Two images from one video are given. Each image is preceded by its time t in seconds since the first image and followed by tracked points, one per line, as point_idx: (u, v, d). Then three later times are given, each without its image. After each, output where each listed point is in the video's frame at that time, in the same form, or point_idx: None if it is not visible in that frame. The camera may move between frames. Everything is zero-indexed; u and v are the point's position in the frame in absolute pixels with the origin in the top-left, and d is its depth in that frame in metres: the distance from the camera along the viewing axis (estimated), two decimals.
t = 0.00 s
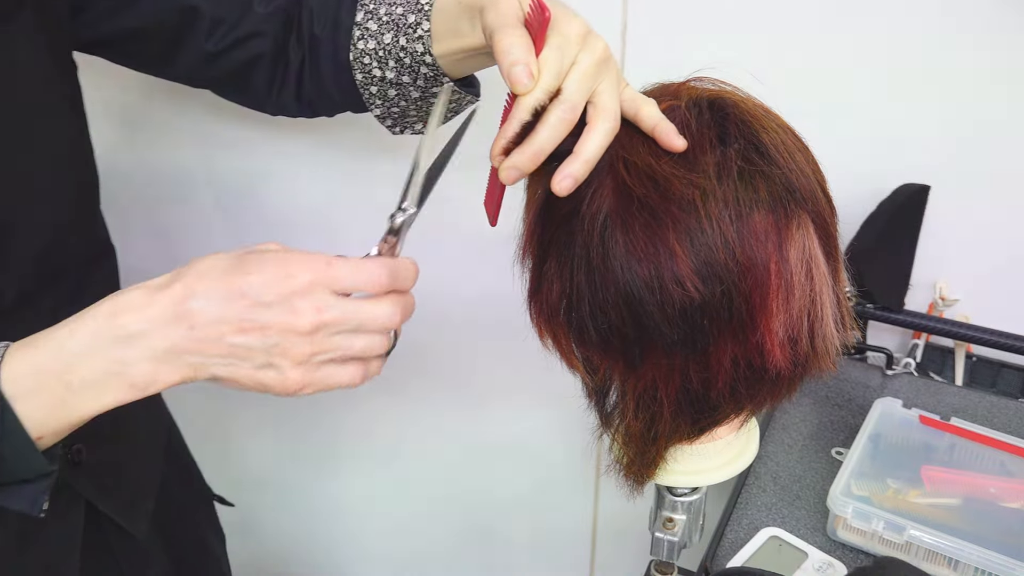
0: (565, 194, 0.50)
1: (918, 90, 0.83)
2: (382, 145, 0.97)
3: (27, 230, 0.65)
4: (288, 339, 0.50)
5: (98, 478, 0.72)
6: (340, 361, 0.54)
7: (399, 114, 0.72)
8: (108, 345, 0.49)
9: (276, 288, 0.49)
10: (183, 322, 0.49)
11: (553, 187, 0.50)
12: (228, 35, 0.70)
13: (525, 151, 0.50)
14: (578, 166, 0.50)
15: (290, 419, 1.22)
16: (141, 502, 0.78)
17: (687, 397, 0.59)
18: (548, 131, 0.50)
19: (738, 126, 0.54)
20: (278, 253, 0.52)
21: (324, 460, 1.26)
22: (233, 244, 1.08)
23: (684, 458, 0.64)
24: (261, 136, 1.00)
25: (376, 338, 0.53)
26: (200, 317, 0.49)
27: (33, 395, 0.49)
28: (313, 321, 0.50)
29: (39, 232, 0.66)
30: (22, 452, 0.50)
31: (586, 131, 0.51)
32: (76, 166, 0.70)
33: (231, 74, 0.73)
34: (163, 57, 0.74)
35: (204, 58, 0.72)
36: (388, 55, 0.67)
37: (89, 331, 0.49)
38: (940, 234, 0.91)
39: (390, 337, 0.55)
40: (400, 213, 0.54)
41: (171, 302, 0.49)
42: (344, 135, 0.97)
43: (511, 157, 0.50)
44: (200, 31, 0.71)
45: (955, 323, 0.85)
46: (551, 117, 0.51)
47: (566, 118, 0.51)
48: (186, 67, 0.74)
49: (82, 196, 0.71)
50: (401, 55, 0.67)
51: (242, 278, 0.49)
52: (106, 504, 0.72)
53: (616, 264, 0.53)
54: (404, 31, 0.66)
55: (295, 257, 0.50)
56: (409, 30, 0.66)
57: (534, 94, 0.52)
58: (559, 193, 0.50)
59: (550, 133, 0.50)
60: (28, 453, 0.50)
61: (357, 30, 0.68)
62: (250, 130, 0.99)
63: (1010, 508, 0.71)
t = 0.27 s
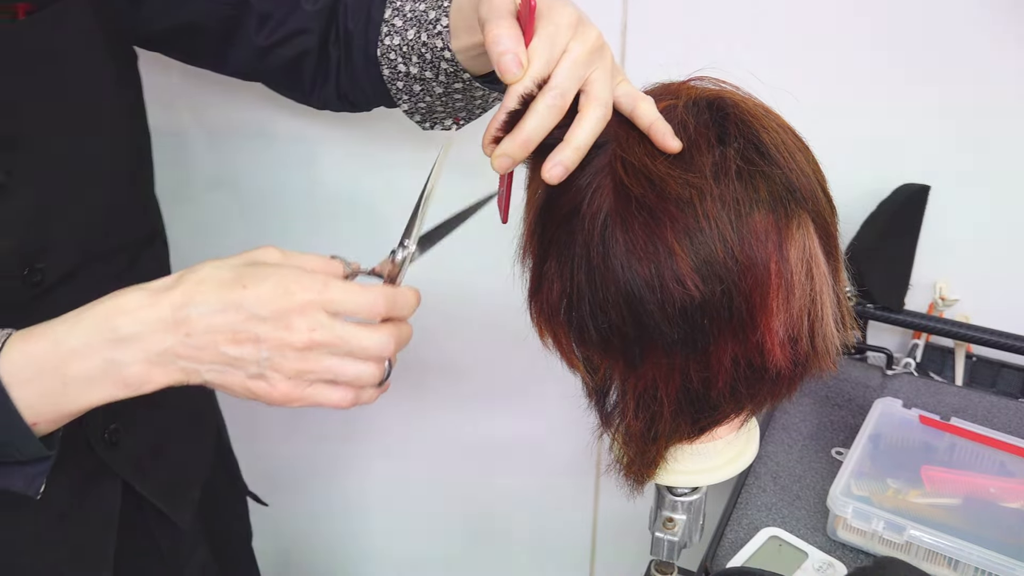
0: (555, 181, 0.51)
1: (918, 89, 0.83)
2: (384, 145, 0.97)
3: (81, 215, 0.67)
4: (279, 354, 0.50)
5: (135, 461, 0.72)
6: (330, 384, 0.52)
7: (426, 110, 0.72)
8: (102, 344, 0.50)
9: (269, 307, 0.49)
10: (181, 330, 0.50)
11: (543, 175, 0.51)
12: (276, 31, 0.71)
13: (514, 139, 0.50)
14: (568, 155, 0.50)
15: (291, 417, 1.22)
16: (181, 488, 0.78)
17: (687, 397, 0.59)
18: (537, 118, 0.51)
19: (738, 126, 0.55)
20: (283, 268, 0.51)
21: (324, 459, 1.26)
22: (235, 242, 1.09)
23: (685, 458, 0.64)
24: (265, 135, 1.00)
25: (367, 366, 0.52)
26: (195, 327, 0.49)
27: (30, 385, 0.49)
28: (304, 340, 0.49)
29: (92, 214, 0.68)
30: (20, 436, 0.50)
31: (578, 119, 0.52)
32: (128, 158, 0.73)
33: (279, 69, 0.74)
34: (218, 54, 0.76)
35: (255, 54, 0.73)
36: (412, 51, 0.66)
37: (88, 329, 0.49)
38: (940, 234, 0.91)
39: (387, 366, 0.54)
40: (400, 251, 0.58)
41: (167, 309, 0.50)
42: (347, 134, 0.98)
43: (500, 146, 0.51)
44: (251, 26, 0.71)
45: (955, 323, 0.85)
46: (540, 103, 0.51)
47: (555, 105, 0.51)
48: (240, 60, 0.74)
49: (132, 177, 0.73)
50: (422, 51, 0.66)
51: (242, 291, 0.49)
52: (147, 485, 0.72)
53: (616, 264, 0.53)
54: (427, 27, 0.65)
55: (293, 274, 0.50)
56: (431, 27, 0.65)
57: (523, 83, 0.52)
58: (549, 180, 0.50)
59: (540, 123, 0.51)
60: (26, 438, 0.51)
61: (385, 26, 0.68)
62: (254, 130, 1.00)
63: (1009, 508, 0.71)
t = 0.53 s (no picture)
0: (548, 167, 0.51)
1: (918, 89, 0.83)
2: (385, 145, 0.98)
3: (128, 203, 0.65)
4: (307, 299, 0.48)
5: (177, 446, 0.70)
6: (360, 327, 0.50)
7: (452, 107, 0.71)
8: (134, 298, 0.49)
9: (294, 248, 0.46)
10: (208, 280, 0.48)
11: (537, 161, 0.51)
12: (320, 27, 0.70)
13: (508, 122, 0.52)
14: (562, 140, 0.51)
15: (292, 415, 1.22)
16: (220, 476, 0.77)
17: (687, 397, 0.59)
18: (531, 101, 0.52)
19: (738, 126, 0.54)
20: (308, 211, 0.49)
21: (324, 459, 1.26)
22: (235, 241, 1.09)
23: (684, 458, 0.64)
24: (268, 133, 1.00)
25: (395, 307, 0.49)
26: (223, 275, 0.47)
27: (62, 338, 0.49)
28: (332, 281, 0.47)
29: (140, 200, 0.66)
30: (54, 394, 0.51)
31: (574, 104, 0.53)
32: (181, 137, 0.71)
33: (323, 64, 0.73)
34: (263, 48, 0.75)
35: (299, 50, 0.72)
36: (437, 47, 0.66)
37: (118, 283, 0.49)
38: (940, 234, 0.91)
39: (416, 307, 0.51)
40: (426, 190, 0.51)
41: (193, 259, 0.48)
42: (349, 133, 0.98)
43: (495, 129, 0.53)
44: (293, 22, 0.71)
45: (955, 323, 0.85)
46: (535, 86, 0.52)
47: (549, 89, 0.52)
48: (286, 55, 0.73)
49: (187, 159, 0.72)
50: (446, 47, 0.66)
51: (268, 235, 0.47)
52: (184, 472, 0.71)
53: (615, 264, 0.53)
54: (450, 24, 0.65)
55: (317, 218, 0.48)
56: (454, 23, 0.65)
57: (519, 68, 0.54)
58: (542, 166, 0.51)
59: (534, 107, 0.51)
60: (60, 396, 0.51)
61: (413, 22, 0.67)
62: (256, 128, 1.00)
63: (1009, 508, 0.71)
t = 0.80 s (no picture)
0: (540, 163, 0.52)
1: (918, 89, 0.83)
2: (386, 144, 0.97)
3: (150, 198, 0.64)
4: (323, 271, 0.48)
5: (201, 440, 0.70)
6: (376, 300, 0.51)
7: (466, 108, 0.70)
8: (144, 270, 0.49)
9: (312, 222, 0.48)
10: (221, 252, 0.48)
11: (530, 156, 0.52)
12: (341, 27, 0.70)
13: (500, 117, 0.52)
14: (555, 135, 0.51)
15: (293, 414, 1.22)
16: (243, 471, 0.76)
17: (687, 397, 0.59)
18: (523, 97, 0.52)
19: (738, 126, 0.54)
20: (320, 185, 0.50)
21: (324, 458, 1.26)
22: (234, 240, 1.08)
23: (684, 458, 0.64)
24: (270, 131, 1.00)
25: (412, 281, 0.50)
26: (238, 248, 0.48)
27: (76, 313, 0.49)
28: (348, 254, 0.47)
29: (161, 194, 0.65)
30: (70, 372, 0.51)
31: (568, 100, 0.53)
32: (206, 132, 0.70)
33: (344, 65, 0.73)
34: (284, 48, 0.74)
35: (322, 51, 0.72)
36: (451, 46, 0.65)
37: (131, 257, 0.49)
38: (941, 234, 0.91)
39: (429, 281, 0.52)
40: (448, 163, 0.49)
41: (207, 231, 0.49)
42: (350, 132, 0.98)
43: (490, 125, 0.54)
44: (313, 22, 0.70)
45: (955, 323, 0.85)
46: (528, 81, 0.53)
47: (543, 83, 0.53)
48: (308, 56, 0.73)
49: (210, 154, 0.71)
50: (460, 46, 0.65)
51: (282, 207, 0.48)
52: (207, 465, 0.70)
53: (615, 264, 0.53)
54: (463, 23, 0.64)
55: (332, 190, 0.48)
56: (468, 22, 0.64)
57: (513, 63, 0.55)
58: (534, 161, 0.51)
59: (530, 101, 0.51)
60: (76, 375, 0.51)
61: (428, 21, 0.67)
62: (258, 126, 1.00)
63: (1009, 508, 0.71)
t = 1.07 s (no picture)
0: (540, 158, 0.52)
1: (918, 89, 0.83)
2: (386, 144, 0.97)
3: (160, 196, 0.64)
4: (327, 269, 0.48)
5: (211, 435, 0.70)
6: (378, 298, 0.51)
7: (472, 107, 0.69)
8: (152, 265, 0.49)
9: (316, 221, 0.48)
10: (225, 249, 0.48)
11: (529, 152, 0.52)
12: (348, 27, 0.70)
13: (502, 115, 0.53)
14: (554, 131, 0.52)
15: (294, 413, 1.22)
16: (253, 468, 0.77)
17: (687, 397, 0.59)
18: (525, 95, 0.53)
19: (738, 126, 0.54)
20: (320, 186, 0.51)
21: (324, 458, 1.26)
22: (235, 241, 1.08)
23: (684, 458, 0.64)
24: (271, 130, 1.00)
25: (413, 279, 0.51)
26: (241, 247, 0.48)
27: (81, 311, 0.49)
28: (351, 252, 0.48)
29: (173, 193, 0.65)
30: (74, 374, 0.51)
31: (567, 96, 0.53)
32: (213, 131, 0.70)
33: (351, 66, 0.73)
34: (291, 48, 0.74)
35: (328, 52, 0.72)
36: (455, 46, 0.65)
37: (136, 257, 0.49)
38: (941, 234, 0.91)
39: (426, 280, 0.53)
40: (455, 164, 0.50)
41: (211, 230, 0.49)
42: (351, 131, 0.98)
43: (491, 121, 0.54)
44: (320, 23, 0.70)
45: (955, 323, 0.85)
46: (529, 77, 0.53)
47: (544, 80, 0.53)
48: (316, 56, 0.73)
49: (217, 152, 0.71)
50: (463, 46, 0.64)
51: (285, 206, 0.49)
52: (219, 460, 0.71)
53: (616, 264, 0.53)
54: (467, 22, 0.63)
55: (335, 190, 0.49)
56: (471, 21, 0.63)
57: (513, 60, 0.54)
58: (534, 156, 0.52)
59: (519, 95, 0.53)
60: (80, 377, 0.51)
61: (434, 22, 0.67)
62: (259, 126, 1.00)
63: (1009, 508, 0.71)
